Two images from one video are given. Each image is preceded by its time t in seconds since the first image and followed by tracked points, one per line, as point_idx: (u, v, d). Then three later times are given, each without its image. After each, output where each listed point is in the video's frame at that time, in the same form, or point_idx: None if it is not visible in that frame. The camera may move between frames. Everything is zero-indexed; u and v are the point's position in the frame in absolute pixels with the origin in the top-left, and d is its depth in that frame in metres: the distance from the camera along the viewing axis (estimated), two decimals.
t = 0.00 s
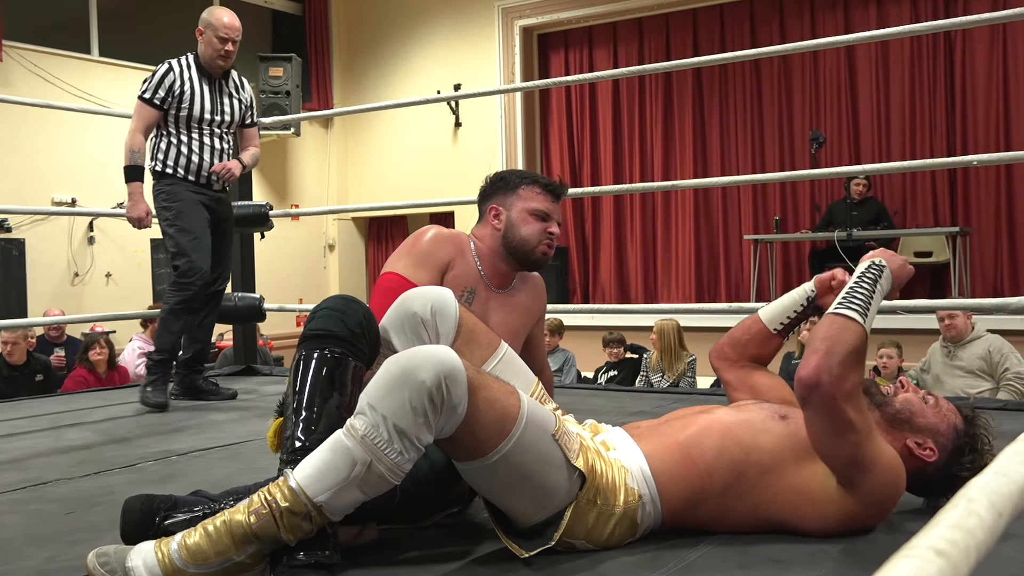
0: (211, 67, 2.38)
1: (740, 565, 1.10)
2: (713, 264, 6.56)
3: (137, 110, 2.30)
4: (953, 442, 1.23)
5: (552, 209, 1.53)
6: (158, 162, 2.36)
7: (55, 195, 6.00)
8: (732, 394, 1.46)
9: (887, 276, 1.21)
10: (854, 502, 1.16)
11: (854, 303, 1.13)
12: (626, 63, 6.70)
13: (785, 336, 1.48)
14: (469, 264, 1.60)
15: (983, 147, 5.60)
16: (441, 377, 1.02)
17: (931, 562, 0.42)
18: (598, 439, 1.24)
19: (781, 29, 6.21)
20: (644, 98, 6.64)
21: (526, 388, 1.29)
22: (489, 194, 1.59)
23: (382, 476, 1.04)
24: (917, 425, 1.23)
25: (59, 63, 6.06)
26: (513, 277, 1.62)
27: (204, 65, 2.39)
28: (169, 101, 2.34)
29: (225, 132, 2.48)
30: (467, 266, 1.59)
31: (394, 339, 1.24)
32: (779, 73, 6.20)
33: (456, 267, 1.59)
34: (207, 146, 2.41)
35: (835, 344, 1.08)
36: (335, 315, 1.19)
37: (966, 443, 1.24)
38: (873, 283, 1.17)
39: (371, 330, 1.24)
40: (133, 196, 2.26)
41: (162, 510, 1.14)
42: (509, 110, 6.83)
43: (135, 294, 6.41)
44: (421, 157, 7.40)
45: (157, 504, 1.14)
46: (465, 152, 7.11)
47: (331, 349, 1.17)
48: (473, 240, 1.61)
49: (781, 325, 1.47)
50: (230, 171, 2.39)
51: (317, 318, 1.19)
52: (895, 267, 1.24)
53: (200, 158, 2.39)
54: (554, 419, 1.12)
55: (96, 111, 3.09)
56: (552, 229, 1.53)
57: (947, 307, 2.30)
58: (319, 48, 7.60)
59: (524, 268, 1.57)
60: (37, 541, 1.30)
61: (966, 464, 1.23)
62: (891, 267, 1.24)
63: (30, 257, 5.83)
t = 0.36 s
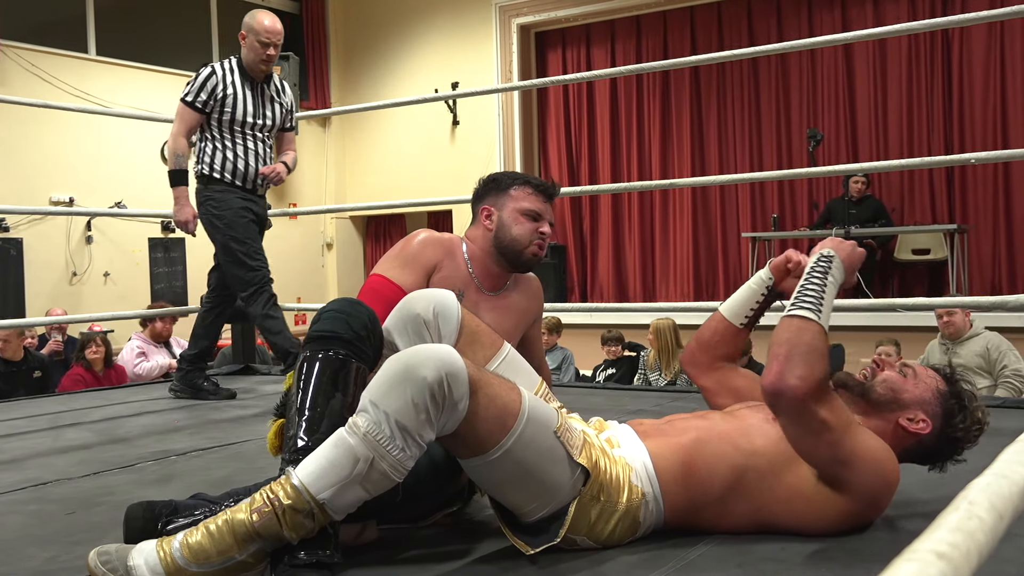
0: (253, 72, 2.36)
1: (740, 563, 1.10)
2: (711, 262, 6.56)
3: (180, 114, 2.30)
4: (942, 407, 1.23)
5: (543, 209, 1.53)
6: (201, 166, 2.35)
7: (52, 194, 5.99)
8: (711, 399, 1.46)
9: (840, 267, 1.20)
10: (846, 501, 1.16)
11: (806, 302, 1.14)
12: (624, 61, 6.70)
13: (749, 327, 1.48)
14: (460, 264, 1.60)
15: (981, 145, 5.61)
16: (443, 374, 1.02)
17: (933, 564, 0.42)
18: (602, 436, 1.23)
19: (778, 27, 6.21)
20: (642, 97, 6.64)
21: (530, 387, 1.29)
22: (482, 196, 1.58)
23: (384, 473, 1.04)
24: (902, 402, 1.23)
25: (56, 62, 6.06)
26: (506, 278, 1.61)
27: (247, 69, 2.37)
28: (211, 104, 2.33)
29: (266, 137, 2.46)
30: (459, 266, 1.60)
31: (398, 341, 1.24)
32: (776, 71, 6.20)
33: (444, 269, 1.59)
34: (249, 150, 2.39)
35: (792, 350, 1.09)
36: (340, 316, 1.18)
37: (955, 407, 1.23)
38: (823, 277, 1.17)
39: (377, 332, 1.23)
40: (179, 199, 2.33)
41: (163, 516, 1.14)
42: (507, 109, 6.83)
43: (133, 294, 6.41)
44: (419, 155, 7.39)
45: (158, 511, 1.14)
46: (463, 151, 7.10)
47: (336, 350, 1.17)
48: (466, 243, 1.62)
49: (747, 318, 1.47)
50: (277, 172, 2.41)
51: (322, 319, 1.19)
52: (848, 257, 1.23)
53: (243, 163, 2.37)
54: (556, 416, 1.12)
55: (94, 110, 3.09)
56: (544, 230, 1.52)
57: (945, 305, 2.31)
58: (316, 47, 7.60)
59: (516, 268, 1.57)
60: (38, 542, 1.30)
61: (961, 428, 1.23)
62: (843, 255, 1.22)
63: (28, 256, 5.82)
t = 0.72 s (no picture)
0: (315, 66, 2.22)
1: (741, 561, 1.10)
2: (710, 259, 6.56)
3: (245, 110, 2.15)
4: (940, 410, 1.23)
5: (542, 209, 1.52)
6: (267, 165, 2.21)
7: (52, 193, 5.99)
8: (707, 397, 1.46)
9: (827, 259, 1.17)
10: (841, 500, 1.17)
11: (796, 303, 1.11)
12: (623, 59, 6.70)
13: (736, 317, 1.48)
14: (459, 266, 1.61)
15: (981, 142, 5.60)
16: (441, 373, 1.02)
17: (937, 566, 0.42)
18: (600, 436, 1.24)
19: (778, 25, 6.20)
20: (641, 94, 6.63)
21: (526, 385, 1.29)
22: (481, 196, 1.58)
23: (383, 473, 1.04)
24: (900, 405, 1.23)
25: (56, 61, 6.06)
26: (504, 278, 1.61)
27: (308, 63, 2.23)
28: (276, 100, 2.18)
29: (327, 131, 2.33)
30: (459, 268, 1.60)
31: (393, 339, 1.24)
32: (776, 69, 6.20)
33: (440, 270, 1.60)
34: (312, 144, 2.25)
35: (791, 357, 1.07)
36: (333, 316, 1.18)
37: (952, 409, 1.23)
38: (808, 269, 1.14)
39: (371, 331, 1.23)
40: (251, 199, 2.16)
41: (162, 521, 1.14)
42: (506, 107, 6.82)
43: (133, 292, 6.40)
44: (420, 153, 7.38)
45: (156, 519, 1.15)
46: (462, 149, 7.09)
47: (330, 350, 1.16)
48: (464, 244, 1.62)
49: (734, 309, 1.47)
50: (340, 166, 2.29)
51: (315, 319, 1.19)
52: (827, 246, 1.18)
53: (308, 157, 2.24)
54: (554, 416, 1.12)
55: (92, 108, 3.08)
56: (543, 231, 1.52)
57: (946, 302, 2.31)
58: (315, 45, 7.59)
59: (513, 269, 1.57)
60: (39, 542, 1.30)
61: (960, 433, 1.23)
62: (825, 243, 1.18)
63: (28, 255, 5.82)
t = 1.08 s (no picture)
0: (363, 57, 2.33)
1: (740, 561, 1.11)
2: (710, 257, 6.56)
3: (293, 97, 2.27)
4: (887, 338, 1.20)
5: (545, 208, 1.53)
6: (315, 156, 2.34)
7: (51, 192, 5.99)
8: (663, 400, 1.40)
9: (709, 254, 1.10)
10: (819, 488, 1.18)
11: (692, 307, 1.06)
12: (623, 58, 6.70)
13: (663, 312, 1.37)
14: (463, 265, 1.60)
15: (980, 141, 5.60)
16: (436, 369, 1.02)
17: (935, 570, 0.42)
18: (600, 434, 1.23)
19: (778, 24, 6.20)
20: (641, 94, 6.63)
21: (528, 383, 1.28)
22: (484, 195, 1.59)
23: (379, 470, 1.04)
24: (847, 353, 1.20)
25: (56, 61, 6.05)
26: (509, 276, 1.61)
27: (357, 54, 2.33)
28: (323, 88, 2.30)
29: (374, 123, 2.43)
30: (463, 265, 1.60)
31: (393, 338, 1.24)
32: (776, 68, 6.19)
33: (448, 267, 1.59)
34: (355, 134, 2.37)
35: (709, 363, 1.04)
36: (332, 316, 1.19)
37: (897, 334, 1.21)
38: (691, 266, 1.09)
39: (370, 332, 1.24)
40: (309, 177, 2.25)
41: (162, 520, 1.14)
42: (506, 106, 6.82)
43: (132, 292, 6.40)
44: (420, 153, 7.37)
45: (156, 516, 1.15)
46: (462, 149, 7.09)
47: (329, 349, 1.17)
48: (467, 242, 1.61)
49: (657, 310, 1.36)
50: (387, 156, 2.39)
51: (315, 318, 1.20)
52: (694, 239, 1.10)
53: (350, 147, 2.35)
54: (551, 413, 1.12)
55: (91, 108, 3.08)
56: (546, 231, 1.53)
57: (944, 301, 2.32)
58: (315, 44, 7.58)
59: (517, 268, 1.57)
60: (39, 542, 1.30)
61: (910, 353, 1.21)
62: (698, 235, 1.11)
63: (27, 255, 5.82)
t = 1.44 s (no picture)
0: (430, 57, 2.41)
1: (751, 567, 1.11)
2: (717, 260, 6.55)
3: (355, 90, 2.39)
4: (796, 234, 1.19)
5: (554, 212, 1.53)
6: (365, 150, 2.43)
7: (60, 196, 6.02)
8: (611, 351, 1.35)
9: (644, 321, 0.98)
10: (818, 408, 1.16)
11: (665, 377, 0.96)
12: (630, 62, 6.70)
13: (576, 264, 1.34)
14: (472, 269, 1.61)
15: (989, 145, 5.58)
16: (459, 377, 1.02)
17: None
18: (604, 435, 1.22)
19: (785, 27, 6.19)
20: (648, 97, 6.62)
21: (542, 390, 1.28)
22: (494, 200, 1.60)
23: (399, 475, 1.04)
24: (766, 265, 1.19)
25: (64, 65, 6.08)
26: (517, 280, 1.61)
27: (425, 55, 2.42)
28: (383, 85, 2.40)
29: (434, 125, 2.48)
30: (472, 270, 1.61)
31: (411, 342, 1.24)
32: (783, 72, 6.18)
33: (459, 275, 1.60)
34: (408, 134, 2.43)
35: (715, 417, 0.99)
36: (353, 320, 1.18)
37: (803, 224, 1.20)
38: (636, 335, 0.95)
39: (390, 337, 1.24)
40: (344, 178, 2.36)
41: (177, 515, 1.14)
42: (513, 110, 6.82)
43: (141, 295, 6.42)
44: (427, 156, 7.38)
45: (172, 511, 1.14)
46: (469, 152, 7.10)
47: (350, 354, 1.17)
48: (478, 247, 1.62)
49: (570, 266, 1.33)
50: (451, 164, 2.44)
51: (336, 323, 1.19)
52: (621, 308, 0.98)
53: (399, 145, 2.41)
54: (570, 421, 1.12)
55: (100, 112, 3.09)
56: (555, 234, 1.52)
57: (953, 305, 2.32)
58: (322, 47, 7.58)
59: (525, 272, 1.56)
60: (51, 547, 1.31)
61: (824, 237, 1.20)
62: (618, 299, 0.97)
63: (37, 258, 5.85)
